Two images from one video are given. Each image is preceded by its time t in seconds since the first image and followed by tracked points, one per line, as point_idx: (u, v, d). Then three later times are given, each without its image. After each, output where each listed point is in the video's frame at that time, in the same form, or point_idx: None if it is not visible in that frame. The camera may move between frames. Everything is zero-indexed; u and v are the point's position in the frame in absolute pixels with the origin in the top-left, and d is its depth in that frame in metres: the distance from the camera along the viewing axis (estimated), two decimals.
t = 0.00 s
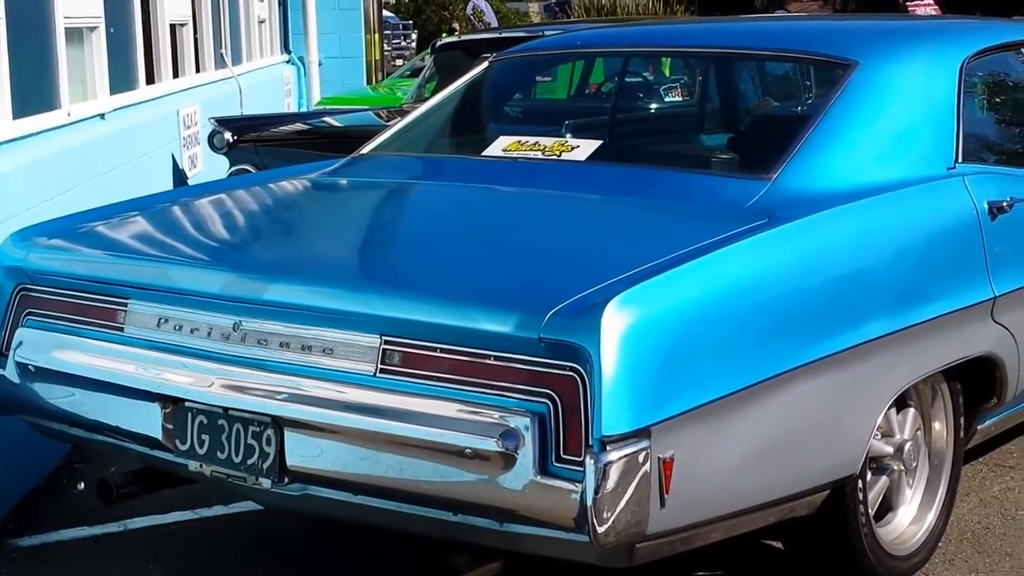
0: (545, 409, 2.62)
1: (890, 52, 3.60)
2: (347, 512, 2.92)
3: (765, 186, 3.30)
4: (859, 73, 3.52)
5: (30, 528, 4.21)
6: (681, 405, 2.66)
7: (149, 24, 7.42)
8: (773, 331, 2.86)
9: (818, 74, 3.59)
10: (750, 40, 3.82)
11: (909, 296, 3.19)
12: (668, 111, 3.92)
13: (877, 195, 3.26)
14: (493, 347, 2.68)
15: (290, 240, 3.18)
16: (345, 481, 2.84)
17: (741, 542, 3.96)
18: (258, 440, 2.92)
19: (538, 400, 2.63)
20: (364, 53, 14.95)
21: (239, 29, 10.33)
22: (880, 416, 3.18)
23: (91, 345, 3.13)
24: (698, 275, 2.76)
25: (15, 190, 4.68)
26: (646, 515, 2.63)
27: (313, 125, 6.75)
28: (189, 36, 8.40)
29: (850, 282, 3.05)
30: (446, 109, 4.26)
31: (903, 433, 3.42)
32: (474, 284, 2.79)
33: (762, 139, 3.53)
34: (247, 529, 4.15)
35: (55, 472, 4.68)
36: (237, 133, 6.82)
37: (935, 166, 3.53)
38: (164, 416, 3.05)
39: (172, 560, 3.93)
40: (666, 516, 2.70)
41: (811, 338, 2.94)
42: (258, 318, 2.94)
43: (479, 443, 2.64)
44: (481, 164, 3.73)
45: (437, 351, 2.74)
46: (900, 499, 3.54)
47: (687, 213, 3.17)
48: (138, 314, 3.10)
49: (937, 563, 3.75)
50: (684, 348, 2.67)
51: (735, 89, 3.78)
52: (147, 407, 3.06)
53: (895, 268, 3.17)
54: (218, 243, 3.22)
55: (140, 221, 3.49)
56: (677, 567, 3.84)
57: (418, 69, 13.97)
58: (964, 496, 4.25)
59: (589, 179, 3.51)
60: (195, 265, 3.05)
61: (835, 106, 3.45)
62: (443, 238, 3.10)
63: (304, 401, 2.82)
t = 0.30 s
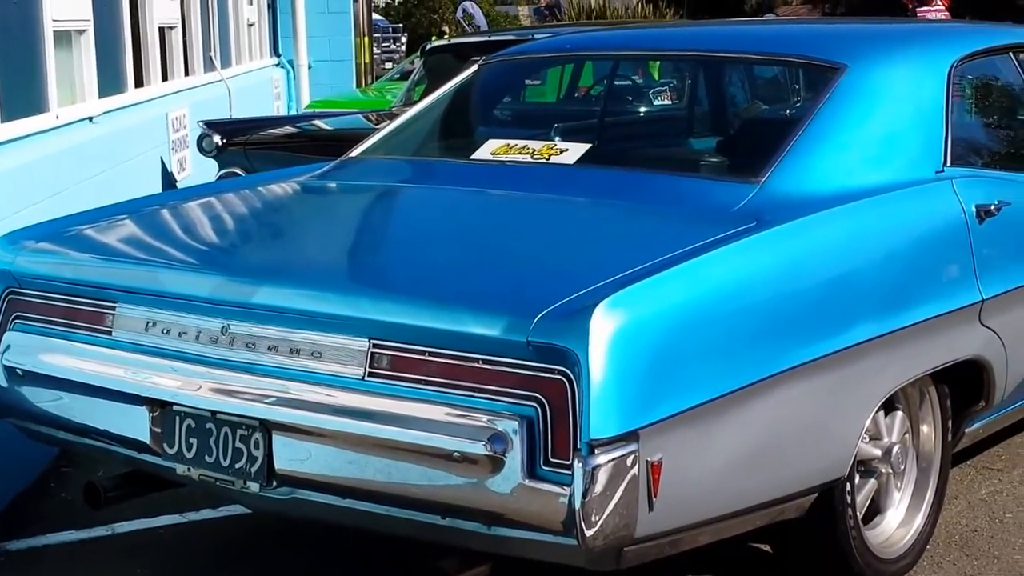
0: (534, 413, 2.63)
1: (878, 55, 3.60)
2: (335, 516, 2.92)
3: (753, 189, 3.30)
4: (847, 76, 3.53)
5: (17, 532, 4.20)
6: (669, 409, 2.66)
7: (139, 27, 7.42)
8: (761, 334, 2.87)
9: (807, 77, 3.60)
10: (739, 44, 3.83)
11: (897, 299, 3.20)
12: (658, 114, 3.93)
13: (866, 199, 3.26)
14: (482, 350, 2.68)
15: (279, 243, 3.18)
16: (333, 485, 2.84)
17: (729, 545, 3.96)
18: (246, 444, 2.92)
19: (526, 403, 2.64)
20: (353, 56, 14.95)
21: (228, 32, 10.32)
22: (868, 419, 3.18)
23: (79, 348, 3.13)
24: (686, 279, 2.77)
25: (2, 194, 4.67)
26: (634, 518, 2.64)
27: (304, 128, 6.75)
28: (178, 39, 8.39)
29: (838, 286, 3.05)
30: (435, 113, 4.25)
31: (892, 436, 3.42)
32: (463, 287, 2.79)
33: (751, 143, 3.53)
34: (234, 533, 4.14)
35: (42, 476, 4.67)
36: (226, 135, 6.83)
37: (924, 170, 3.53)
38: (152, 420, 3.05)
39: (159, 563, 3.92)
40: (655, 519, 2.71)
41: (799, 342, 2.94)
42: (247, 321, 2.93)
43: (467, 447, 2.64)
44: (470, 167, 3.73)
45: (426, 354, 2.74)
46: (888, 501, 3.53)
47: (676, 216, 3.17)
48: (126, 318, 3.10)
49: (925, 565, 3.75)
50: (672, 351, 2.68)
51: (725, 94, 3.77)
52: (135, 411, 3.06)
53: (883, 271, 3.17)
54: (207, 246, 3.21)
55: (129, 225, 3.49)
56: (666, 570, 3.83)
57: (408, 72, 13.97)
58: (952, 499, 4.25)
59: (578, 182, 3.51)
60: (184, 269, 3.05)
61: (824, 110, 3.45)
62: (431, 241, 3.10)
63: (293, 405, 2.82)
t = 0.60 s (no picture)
0: (519, 417, 2.63)
1: (864, 59, 3.61)
2: (320, 520, 2.92)
3: (739, 193, 3.30)
4: (833, 80, 3.54)
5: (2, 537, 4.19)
6: (654, 412, 2.66)
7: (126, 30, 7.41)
8: (746, 338, 2.87)
9: (792, 80, 3.61)
10: (725, 48, 3.84)
11: (883, 302, 3.20)
12: (644, 117, 3.90)
13: (851, 202, 3.27)
14: (468, 353, 2.67)
15: (264, 247, 3.18)
16: (319, 489, 2.84)
17: (714, 547, 3.96)
18: (231, 447, 2.92)
19: (512, 407, 2.64)
20: (340, 59, 14.94)
21: (214, 35, 10.31)
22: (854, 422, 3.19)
23: (64, 352, 3.14)
24: (670, 282, 2.76)
25: None
26: (620, 521, 2.64)
27: (290, 131, 6.74)
28: (164, 42, 8.38)
29: (823, 289, 3.05)
30: (422, 116, 4.26)
31: (877, 439, 3.42)
32: (449, 291, 2.79)
33: (737, 146, 3.54)
34: (219, 537, 4.13)
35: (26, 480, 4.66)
36: (212, 139, 6.82)
37: (911, 173, 3.54)
38: (137, 424, 3.05)
39: (144, 568, 3.91)
40: (640, 522, 2.71)
41: (784, 345, 2.94)
42: (232, 324, 2.93)
43: (453, 451, 2.65)
44: (456, 171, 3.73)
45: (412, 358, 2.73)
46: (873, 504, 3.53)
47: (662, 220, 3.17)
48: (111, 321, 3.09)
49: (910, 568, 3.75)
50: (657, 355, 2.67)
51: (712, 98, 3.77)
52: (119, 414, 3.07)
53: (868, 275, 3.17)
54: (193, 250, 3.21)
55: (114, 228, 3.48)
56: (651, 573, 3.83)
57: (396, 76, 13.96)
58: (937, 501, 4.25)
59: (564, 186, 3.51)
60: (169, 272, 3.04)
61: (809, 113, 3.46)
62: (417, 245, 3.10)
63: (279, 408, 2.82)
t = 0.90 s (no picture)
0: (502, 420, 2.63)
1: (846, 63, 3.62)
2: (303, 524, 2.91)
3: (721, 196, 3.30)
4: (815, 83, 3.55)
5: None
6: (636, 415, 2.66)
7: (109, 34, 7.40)
8: (729, 341, 2.87)
9: (775, 83, 3.62)
10: (708, 51, 3.85)
11: (866, 305, 3.20)
12: (627, 121, 3.90)
13: (833, 206, 3.27)
14: (450, 357, 2.67)
15: (247, 250, 3.17)
16: (301, 492, 2.83)
17: (697, 550, 3.96)
18: (213, 451, 2.92)
19: (494, 410, 2.64)
20: (324, 61, 14.93)
21: (197, 39, 10.30)
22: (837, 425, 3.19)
23: (46, 356, 3.13)
24: (653, 285, 2.77)
25: None
26: (602, 525, 2.64)
27: (274, 134, 6.73)
28: (147, 46, 8.36)
29: (805, 292, 3.06)
30: (405, 119, 4.25)
31: (859, 441, 3.42)
32: (431, 294, 2.79)
33: (720, 149, 3.54)
34: (202, 541, 4.12)
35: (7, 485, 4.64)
36: (195, 142, 6.81)
37: (893, 176, 3.55)
38: (119, 427, 3.04)
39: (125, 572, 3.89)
40: (622, 525, 2.71)
41: (767, 348, 2.95)
42: (213, 328, 2.92)
43: (436, 454, 2.65)
44: (440, 175, 3.72)
45: (394, 361, 2.73)
46: (856, 506, 3.53)
47: (645, 223, 3.18)
48: (92, 325, 3.07)
49: (893, 571, 3.75)
50: (639, 358, 2.68)
51: (695, 101, 3.77)
52: (100, 418, 3.06)
53: (851, 278, 3.17)
54: (176, 253, 3.20)
55: (97, 231, 3.47)
56: None
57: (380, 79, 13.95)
58: (920, 504, 4.26)
59: (546, 189, 3.51)
60: (151, 276, 3.03)
61: (792, 117, 3.47)
62: (399, 249, 3.09)
63: (262, 412, 2.82)
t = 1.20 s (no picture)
0: (482, 423, 2.63)
1: (826, 66, 3.63)
2: (282, 528, 2.91)
3: (701, 199, 3.31)
4: (794, 87, 3.56)
5: None
6: (615, 418, 2.66)
7: (90, 36, 7.38)
8: (709, 344, 2.87)
9: (755, 86, 3.62)
10: (688, 55, 3.86)
11: (846, 308, 3.21)
12: (608, 124, 3.90)
13: (813, 209, 3.28)
14: (430, 360, 2.67)
15: (227, 253, 3.17)
16: (281, 496, 2.83)
17: (679, 552, 3.96)
18: (193, 455, 2.90)
19: (474, 413, 2.63)
20: (306, 64, 14.92)
21: (178, 42, 10.28)
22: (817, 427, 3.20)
23: (25, 360, 3.12)
24: (632, 288, 2.77)
25: None
26: (582, 528, 2.64)
27: (256, 137, 6.72)
28: (128, 49, 8.35)
29: (785, 295, 3.06)
30: (386, 122, 4.25)
31: (840, 444, 3.43)
32: (410, 297, 2.79)
33: (700, 152, 3.54)
34: (183, 544, 4.11)
35: None
36: (176, 145, 6.80)
37: (874, 178, 3.56)
38: (99, 431, 3.03)
39: None
40: (603, 528, 2.72)
41: (747, 351, 2.95)
42: (193, 331, 2.91)
43: (416, 457, 2.64)
44: (421, 178, 3.72)
45: (374, 365, 2.72)
46: (836, 509, 3.55)
47: (625, 226, 3.18)
48: (72, 328, 3.07)
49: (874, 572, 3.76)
50: (618, 361, 2.68)
51: (675, 105, 3.78)
52: (80, 422, 3.05)
53: (830, 281, 3.18)
54: (156, 257, 3.19)
55: (77, 235, 3.46)
56: None
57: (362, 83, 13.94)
58: (900, 507, 4.27)
59: (526, 192, 3.51)
60: (131, 280, 3.02)
61: (771, 120, 3.47)
62: (378, 252, 3.09)
63: (242, 416, 2.81)
